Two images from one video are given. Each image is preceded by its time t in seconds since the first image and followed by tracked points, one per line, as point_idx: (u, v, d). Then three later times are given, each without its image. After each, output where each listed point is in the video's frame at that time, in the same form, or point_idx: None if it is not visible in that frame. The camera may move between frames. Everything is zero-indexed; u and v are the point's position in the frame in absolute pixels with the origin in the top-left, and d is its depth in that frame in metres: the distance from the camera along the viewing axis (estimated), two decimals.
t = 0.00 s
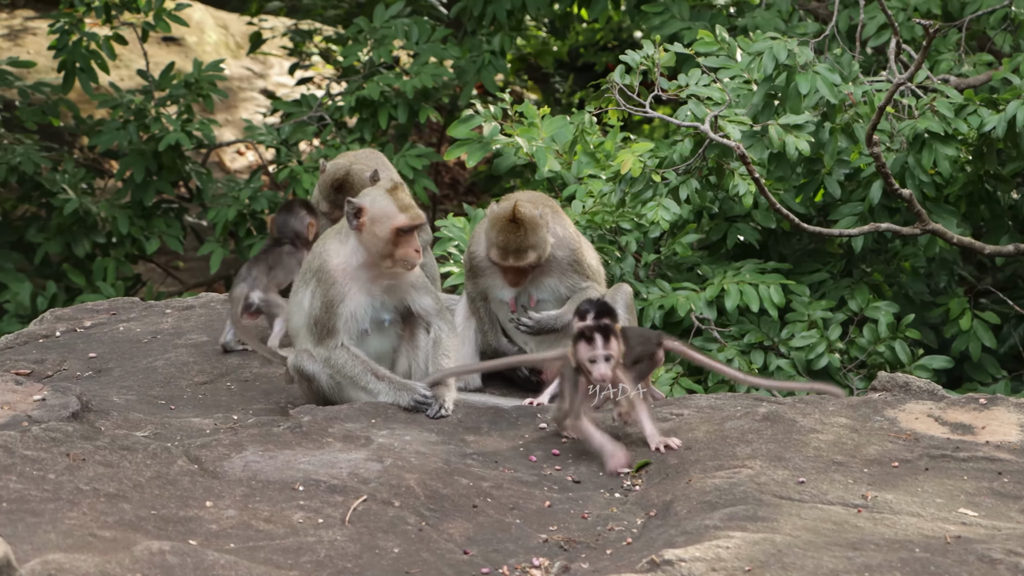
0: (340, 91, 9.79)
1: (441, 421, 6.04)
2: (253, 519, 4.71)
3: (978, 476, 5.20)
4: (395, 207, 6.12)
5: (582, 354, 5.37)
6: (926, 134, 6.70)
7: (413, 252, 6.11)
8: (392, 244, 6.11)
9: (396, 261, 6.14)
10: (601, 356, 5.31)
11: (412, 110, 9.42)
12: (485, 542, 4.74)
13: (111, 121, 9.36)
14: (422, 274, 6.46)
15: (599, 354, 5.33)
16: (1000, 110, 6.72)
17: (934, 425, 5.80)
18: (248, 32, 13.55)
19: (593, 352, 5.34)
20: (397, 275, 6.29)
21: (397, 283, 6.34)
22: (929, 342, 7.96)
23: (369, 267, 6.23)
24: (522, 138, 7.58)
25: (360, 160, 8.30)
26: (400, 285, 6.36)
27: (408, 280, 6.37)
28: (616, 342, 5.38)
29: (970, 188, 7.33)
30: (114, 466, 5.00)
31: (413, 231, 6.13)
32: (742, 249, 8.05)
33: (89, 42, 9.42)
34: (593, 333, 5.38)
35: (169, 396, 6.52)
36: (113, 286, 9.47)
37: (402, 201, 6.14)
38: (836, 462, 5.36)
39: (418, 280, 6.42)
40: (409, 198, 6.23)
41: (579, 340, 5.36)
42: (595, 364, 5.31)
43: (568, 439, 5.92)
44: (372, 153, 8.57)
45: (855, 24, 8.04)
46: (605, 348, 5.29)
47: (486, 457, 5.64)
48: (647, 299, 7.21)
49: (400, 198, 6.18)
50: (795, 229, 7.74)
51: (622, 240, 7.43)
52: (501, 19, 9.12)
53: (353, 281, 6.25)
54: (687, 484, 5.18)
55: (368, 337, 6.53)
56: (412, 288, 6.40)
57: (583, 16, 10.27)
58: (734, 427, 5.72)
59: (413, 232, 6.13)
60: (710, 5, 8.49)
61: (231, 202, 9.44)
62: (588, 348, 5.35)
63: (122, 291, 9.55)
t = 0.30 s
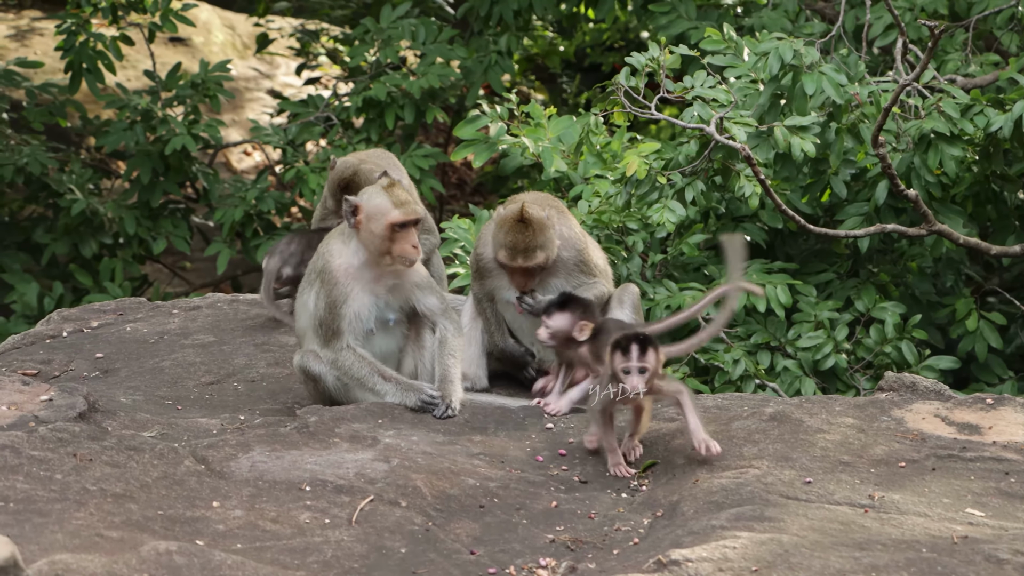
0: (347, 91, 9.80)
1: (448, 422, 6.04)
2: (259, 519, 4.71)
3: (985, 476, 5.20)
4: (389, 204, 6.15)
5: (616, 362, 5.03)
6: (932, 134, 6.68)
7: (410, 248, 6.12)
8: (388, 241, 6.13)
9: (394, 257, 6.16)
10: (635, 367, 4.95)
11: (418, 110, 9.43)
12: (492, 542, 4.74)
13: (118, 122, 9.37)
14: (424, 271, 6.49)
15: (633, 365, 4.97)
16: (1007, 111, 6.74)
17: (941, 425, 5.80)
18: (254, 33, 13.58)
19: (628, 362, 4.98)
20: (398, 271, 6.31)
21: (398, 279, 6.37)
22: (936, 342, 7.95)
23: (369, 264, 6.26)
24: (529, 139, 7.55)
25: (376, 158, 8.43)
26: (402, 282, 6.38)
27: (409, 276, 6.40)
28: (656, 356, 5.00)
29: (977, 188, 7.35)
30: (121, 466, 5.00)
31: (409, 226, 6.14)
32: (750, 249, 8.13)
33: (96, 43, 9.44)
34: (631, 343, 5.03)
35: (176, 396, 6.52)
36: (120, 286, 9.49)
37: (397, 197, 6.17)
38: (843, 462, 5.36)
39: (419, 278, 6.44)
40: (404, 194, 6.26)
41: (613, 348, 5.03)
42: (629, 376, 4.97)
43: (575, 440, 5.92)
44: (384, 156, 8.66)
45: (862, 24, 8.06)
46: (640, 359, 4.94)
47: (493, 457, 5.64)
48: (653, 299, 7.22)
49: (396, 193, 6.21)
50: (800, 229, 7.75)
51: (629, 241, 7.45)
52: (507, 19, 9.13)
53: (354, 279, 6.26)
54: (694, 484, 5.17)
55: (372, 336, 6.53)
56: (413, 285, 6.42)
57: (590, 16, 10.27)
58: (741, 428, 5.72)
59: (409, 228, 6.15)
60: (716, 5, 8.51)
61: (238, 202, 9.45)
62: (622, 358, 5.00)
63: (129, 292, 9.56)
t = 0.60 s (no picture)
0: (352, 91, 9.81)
1: (453, 422, 6.04)
2: (264, 519, 4.71)
3: (990, 477, 5.19)
4: (396, 219, 6.11)
5: (639, 353, 5.04)
6: (937, 134, 6.72)
7: (405, 264, 6.14)
8: (386, 254, 6.12)
9: (388, 269, 6.16)
10: (659, 356, 4.96)
11: (423, 111, 9.43)
12: (496, 542, 4.74)
13: (123, 122, 9.37)
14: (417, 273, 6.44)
15: (657, 355, 4.99)
16: (1012, 111, 6.74)
17: (946, 425, 5.80)
18: (259, 33, 13.58)
19: (652, 352, 5.00)
20: (388, 278, 6.29)
21: (386, 283, 6.34)
22: (941, 342, 7.95)
23: (359, 265, 6.22)
24: (535, 139, 7.64)
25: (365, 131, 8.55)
26: (391, 284, 6.33)
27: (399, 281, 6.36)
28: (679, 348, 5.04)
29: (983, 188, 7.35)
30: (126, 466, 5.00)
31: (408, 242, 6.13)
32: (754, 249, 8.05)
33: (100, 43, 9.44)
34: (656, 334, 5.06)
35: (180, 396, 6.53)
36: (125, 287, 9.49)
37: (405, 213, 6.13)
38: (848, 463, 5.35)
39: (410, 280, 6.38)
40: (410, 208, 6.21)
41: (638, 338, 5.06)
42: (653, 365, 4.97)
43: (580, 439, 5.93)
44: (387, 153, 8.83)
45: (867, 24, 8.06)
46: (665, 349, 4.96)
47: (497, 457, 5.64)
48: (658, 299, 7.25)
49: (404, 208, 6.16)
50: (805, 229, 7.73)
51: (633, 241, 7.47)
52: (512, 19, 9.13)
53: (342, 273, 6.23)
54: (699, 484, 5.17)
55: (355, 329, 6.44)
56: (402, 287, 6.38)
57: (594, 17, 10.27)
58: (746, 428, 5.72)
59: (408, 244, 6.13)
60: (721, 5, 8.50)
61: (243, 202, 9.45)
62: (647, 348, 5.01)
63: (134, 292, 9.57)
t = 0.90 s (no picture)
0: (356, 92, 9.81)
1: (456, 423, 6.04)
2: (268, 519, 4.72)
3: (994, 478, 5.19)
4: (394, 244, 5.97)
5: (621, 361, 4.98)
6: (942, 135, 6.71)
7: (396, 286, 6.08)
8: (377, 273, 6.04)
9: (379, 286, 6.10)
10: (642, 366, 4.90)
11: (427, 111, 9.43)
12: (500, 543, 4.73)
13: (127, 123, 9.38)
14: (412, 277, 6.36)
15: (640, 364, 4.92)
16: (1017, 112, 6.74)
17: (950, 427, 5.80)
18: (264, 33, 13.59)
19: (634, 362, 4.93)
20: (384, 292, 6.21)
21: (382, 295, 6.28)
22: (945, 343, 7.94)
23: (356, 279, 6.13)
24: (539, 139, 7.62)
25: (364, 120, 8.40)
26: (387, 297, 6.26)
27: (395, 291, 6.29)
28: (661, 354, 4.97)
29: (987, 189, 7.32)
30: (130, 466, 5.00)
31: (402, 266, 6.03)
32: (758, 250, 8.07)
33: (105, 44, 9.44)
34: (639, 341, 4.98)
35: (185, 396, 6.53)
36: (129, 287, 9.51)
37: (404, 237, 5.98)
38: (852, 464, 5.35)
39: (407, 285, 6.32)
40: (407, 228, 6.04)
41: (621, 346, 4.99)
42: (635, 375, 4.92)
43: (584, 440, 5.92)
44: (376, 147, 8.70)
45: (872, 25, 8.06)
46: (646, 357, 4.90)
47: (501, 457, 5.64)
48: (662, 300, 7.24)
49: (401, 230, 5.99)
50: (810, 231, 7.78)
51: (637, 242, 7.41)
52: (517, 20, 9.13)
53: (339, 285, 6.14)
54: (702, 485, 5.17)
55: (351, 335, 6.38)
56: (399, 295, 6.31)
57: (599, 17, 10.27)
58: (749, 429, 5.72)
59: (402, 268, 6.04)
60: (725, 6, 8.50)
61: (247, 203, 9.46)
62: (628, 356, 4.95)
63: (137, 292, 9.58)
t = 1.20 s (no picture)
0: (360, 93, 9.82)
1: (460, 423, 6.04)
2: (272, 520, 4.72)
3: (998, 480, 5.19)
4: (372, 243, 5.84)
5: (610, 355, 5.17)
6: (946, 137, 6.71)
7: (374, 289, 5.91)
8: (358, 274, 5.91)
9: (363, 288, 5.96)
10: (629, 360, 5.08)
11: (431, 112, 9.44)
12: (504, 544, 4.73)
13: (131, 123, 9.39)
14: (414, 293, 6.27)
15: (627, 359, 5.10)
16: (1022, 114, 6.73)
17: (954, 428, 5.79)
18: (268, 34, 13.61)
19: (622, 356, 5.12)
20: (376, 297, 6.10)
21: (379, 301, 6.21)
22: (949, 344, 7.93)
23: (348, 280, 6.08)
24: (544, 140, 7.59)
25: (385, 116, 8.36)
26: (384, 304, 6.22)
27: (392, 301, 6.22)
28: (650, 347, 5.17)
29: (992, 190, 7.32)
30: (134, 466, 5.00)
31: (383, 270, 5.87)
32: (762, 251, 8.09)
33: (110, 44, 9.45)
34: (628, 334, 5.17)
35: (189, 396, 6.54)
36: (134, 287, 9.52)
37: (383, 239, 5.83)
38: (856, 465, 5.35)
39: (406, 301, 6.25)
40: (398, 233, 5.88)
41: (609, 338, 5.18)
42: (623, 370, 5.10)
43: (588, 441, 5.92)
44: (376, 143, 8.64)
45: (876, 27, 8.07)
46: (633, 348, 5.07)
47: (505, 458, 5.64)
48: (666, 301, 7.28)
49: (389, 234, 5.84)
50: (815, 232, 7.81)
51: (642, 242, 7.51)
52: (521, 20, 9.13)
53: (335, 283, 6.13)
54: (706, 486, 5.17)
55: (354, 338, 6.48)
56: (396, 307, 6.25)
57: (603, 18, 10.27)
58: (753, 430, 5.71)
59: (383, 272, 5.87)
60: (729, 7, 8.50)
61: (251, 203, 9.47)
62: (616, 351, 5.14)
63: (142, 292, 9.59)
